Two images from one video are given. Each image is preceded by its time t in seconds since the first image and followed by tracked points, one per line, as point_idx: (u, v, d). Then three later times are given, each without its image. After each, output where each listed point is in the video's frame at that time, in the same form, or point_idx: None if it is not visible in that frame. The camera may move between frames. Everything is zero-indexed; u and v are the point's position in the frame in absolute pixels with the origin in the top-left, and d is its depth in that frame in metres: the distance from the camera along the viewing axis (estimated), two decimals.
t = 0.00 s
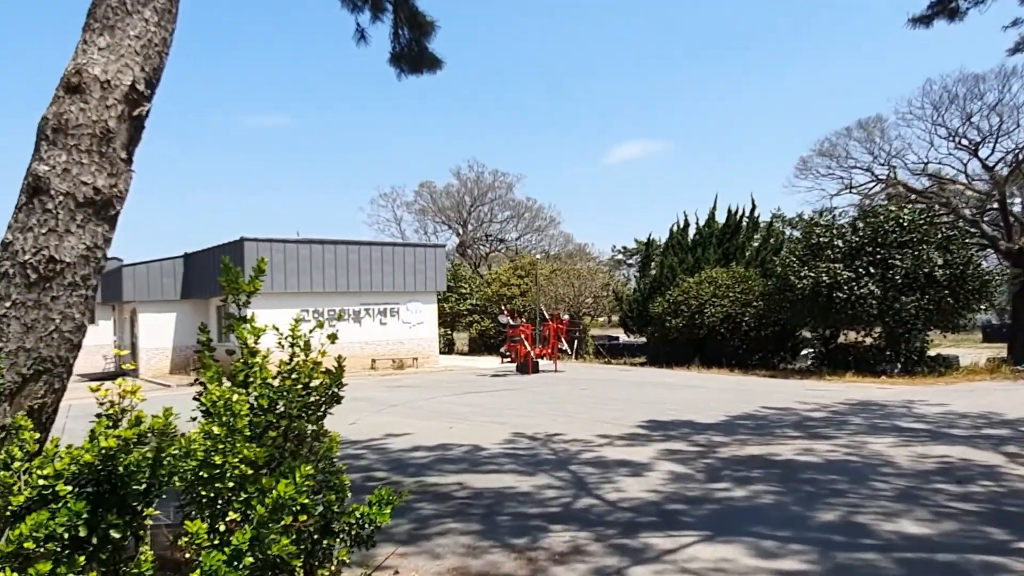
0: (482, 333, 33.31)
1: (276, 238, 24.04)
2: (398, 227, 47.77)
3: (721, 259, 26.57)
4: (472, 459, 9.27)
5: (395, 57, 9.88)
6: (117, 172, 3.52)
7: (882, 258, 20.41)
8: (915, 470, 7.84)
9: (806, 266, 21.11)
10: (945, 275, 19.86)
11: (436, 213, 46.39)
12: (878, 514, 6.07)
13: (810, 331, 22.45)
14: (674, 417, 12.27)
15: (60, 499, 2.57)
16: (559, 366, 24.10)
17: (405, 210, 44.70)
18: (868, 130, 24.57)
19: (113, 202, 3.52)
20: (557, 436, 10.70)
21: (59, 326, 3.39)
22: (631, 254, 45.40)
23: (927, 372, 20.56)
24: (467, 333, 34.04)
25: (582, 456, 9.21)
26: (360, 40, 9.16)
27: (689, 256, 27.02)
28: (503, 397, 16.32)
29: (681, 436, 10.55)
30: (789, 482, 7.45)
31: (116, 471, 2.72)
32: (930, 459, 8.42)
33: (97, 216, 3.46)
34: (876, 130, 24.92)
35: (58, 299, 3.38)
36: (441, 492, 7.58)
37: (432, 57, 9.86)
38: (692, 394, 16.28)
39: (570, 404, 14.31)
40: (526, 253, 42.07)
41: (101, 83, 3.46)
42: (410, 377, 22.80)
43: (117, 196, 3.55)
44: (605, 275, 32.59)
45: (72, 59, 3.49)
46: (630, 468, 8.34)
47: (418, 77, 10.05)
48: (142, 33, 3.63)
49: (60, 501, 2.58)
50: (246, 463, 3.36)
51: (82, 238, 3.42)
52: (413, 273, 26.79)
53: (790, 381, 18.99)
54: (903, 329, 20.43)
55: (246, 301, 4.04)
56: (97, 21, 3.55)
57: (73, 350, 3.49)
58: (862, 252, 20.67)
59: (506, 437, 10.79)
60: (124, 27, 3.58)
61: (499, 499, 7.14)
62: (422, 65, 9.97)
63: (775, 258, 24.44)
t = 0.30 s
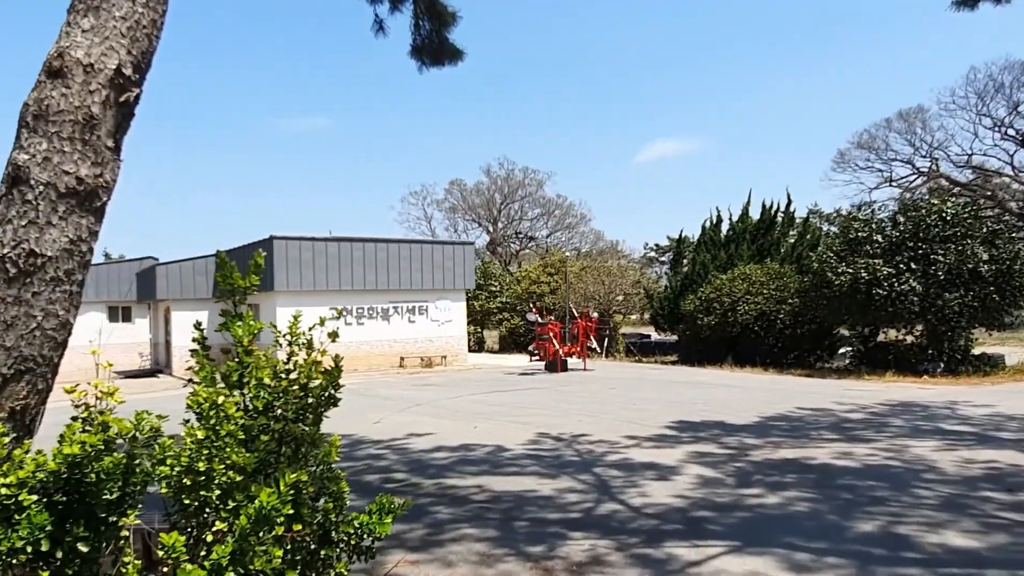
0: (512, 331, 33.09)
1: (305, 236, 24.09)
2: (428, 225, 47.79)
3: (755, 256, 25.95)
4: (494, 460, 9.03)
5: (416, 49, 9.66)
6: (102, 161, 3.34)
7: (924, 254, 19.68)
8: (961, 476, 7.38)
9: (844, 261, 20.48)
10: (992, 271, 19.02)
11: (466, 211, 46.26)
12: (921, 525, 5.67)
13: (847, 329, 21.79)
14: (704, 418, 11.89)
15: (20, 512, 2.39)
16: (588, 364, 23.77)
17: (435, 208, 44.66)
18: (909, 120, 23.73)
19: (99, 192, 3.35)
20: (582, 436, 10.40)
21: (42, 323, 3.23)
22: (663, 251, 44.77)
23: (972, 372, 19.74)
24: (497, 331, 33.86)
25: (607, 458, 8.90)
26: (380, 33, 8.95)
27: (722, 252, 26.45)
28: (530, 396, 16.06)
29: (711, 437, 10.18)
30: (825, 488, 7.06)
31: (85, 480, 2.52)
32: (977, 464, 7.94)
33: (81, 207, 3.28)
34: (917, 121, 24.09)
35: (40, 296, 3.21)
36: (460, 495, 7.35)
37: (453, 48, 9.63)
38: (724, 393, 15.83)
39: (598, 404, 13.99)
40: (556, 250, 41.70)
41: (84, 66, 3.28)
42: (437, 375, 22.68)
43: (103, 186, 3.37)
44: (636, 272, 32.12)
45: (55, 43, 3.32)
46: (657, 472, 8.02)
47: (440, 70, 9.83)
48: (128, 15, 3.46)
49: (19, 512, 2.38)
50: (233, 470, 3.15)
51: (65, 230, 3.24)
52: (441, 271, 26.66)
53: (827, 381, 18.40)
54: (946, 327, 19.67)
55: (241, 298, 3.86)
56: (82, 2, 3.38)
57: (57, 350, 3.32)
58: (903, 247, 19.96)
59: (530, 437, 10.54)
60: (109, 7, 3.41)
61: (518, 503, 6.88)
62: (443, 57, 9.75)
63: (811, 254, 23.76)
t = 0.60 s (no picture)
0: (537, 329, 32.82)
1: (329, 235, 24.04)
2: (454, 223, 47.70)
3: (785, 253, 25.34)
4: (512, 462, 8.77)
5: (433, 41, 9.42)
6: (82, 148, 3.15)
7: (963, 249, 18.96)
8: (1007, 484, 6.93)
9: (879, 258, 19.87)
10: None
11: (492, 209, 46.05)
12: (965, 537, 5.28)
13: (882, 327, 21.13)
14: (732, 419, 11.50)
15: None
16: (614, 363, 23.41)
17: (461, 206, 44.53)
18: (946, 111, 22.94)
19: (77, 180, 3.15)
20: (604, 438, 10.09)
21: (15, 320, 3.02)
22: (692, 249, 44.11)
23: (1014, 372, 18.97)
24: (523, 329, 33.61)
25: (629, 461, 8.58)
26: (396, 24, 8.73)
27: (751, 249, 25.90)
28: (553, 396, 15.78)
29: (739, 439, 9.80)
30: (860, 495, 6.68)
31: (44, 491, 2.31)
32: None
33: (58, 196, 3.08)
34: (955, 113, 23.31)
35: (14, 291, 3.00)
36: (475, 498, 7.09)
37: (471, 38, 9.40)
38: (754, 394, 15.40)
39: (622, 404, 13.66)
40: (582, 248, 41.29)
41: (60, 46, 3.10)
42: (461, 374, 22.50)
43: (82, 174, 3.18)
44: (663, 270, 31.62)
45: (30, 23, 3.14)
46: (682, 476, 7.69)
47: (457, 61, 9.59)
48: None
49: None
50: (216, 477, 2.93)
51: (40, 220, 3.04)
52: (465, 269, 26.46)
53: (860, 381, 17.83)
54: (986, 325, 18.94)
55: (233, 293, 3.63)
56: None
57: (33, 349, 3.12)
58: (941, 242, 19.26)
59: (551, 438, 10.26)
60: None
61: (535, 508, 6.61)
62: (460, 48, 9.50)
63: (844, 250, 23.11)
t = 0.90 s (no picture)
0: (560, 328, 32.51)
1: (351, 233, 23.95)
2: (477, 221, 47.54)
3: (815, 251, 24.74)
4: (529, 465, 8.50)
5: (450, 33, 9.18)
6: (54, 135, 2.94)
7: (1001, 247, 18.29)
8: None
9: (912, 255, 19.23)
10: None
11: (515, 207, 45.77)
12: (1011, 554, 4.91)
13: (915, 327, 20.49)
14: (760, 422, 11.12)
15: None
16: (637, 363, 23.01)
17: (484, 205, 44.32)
18: (984, 104, 22.18)
19: (50, 169, 2.94)
20: (625, 441, 9.78)
21: None
22: (718, 247, 43.45)
23: None
24: (546, 328, 33.30)
25: (651, 466, 8.27)
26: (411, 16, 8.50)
27: (779, 246, 25.34)
28: (575, 397, 15.49)
29: (766, 444, 9.43)
30: (896, 506, 6.30)
31: None
32: None
33: (29, 186, 2.87)
34: (994, 106, 22.56)
35: None
36: (489, 505, 6.83)
37: (489, 29, 9.14)
38: (782, 396, 14.96)
39: (645, 405, 13.33)
40: (606, 246, 40.85)
41: (32, 26, 2.89)
42: (482, 373, 22.29)
43: (57, 163, 2.97)
44: (688, 268, 31.10)
45: None
46: (706, 482, 7.36)
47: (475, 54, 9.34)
48: None
49: None
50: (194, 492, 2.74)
51: (10, 212, 2.83)
52: (488, 268, 26.24)
53: (893, 383, 17.26)
54: None
55: (222, 292, 3.43)
56: None
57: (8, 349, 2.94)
58: (978, 240, 18.60)
59: (571, 441, 9.97)
60: None
61: (551, 516, 6.34)
62: (478, 39, 9.25)
63: (876, 248, 22.47)
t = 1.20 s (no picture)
0: (587, 329, 32.15)
1: (375, 234, 23.88)
2: (504, 222, 47.35)
3: (848, 249, 24.08)
4: (550, 470, 8.23)
5: (468, 28, 8.97)
6: (25, 123, 2.76)
7: None
8: None
9: (951, 253, 18.55)
10: None
11: (542, 208, 45.48)
12: None
13: (954, 328, 19.80)
14: (791, 426, 10.71)
15: None
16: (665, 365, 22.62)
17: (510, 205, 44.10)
18: None
19: (21, 160, 2.76)
20: (650, 445, 9.46)
21: None
22: (749, 247, 42.69)
23: None
24: (573, 329, 32.99)
25: (677, 472, 7.94)
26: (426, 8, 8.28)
27: (811, 245, 24.72)
28: (600, 399, 15.18)
29: (798, 450, 9.05)
30: (938, 517, 5.92)
31: None
32: None
33: None
34: None
35: None
36: (506, 511, 6.58)
37: (507, 22, 8.91)
38: (814, 398, 14.49)
39: (672, 408, 12.97)
40: (634, 246, 40.38)
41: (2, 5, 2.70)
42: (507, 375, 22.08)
43: (29, 153, 2.80)
44: (718, 268, 30.53)
45: None
46: (733, 490, 7.04)
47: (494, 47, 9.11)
48: None
49: None
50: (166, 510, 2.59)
51: None
52: (513, 268, 26.01)
53: (931, 386, 16.65)
54: None
55: (209, 289, 3.22)
56: None
57: None
58: (1021, 237, 17.87)
59: (594, 445, 9.69)
60: None
61: (570, 524, 6.07)
62: (497, 33, 9.02)
63: (913, 246, 21.77)
